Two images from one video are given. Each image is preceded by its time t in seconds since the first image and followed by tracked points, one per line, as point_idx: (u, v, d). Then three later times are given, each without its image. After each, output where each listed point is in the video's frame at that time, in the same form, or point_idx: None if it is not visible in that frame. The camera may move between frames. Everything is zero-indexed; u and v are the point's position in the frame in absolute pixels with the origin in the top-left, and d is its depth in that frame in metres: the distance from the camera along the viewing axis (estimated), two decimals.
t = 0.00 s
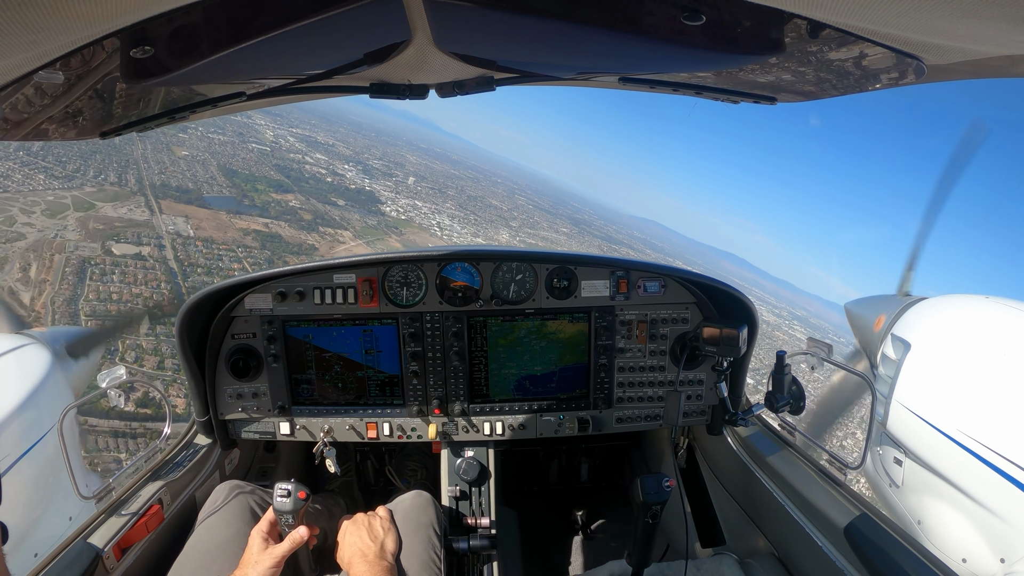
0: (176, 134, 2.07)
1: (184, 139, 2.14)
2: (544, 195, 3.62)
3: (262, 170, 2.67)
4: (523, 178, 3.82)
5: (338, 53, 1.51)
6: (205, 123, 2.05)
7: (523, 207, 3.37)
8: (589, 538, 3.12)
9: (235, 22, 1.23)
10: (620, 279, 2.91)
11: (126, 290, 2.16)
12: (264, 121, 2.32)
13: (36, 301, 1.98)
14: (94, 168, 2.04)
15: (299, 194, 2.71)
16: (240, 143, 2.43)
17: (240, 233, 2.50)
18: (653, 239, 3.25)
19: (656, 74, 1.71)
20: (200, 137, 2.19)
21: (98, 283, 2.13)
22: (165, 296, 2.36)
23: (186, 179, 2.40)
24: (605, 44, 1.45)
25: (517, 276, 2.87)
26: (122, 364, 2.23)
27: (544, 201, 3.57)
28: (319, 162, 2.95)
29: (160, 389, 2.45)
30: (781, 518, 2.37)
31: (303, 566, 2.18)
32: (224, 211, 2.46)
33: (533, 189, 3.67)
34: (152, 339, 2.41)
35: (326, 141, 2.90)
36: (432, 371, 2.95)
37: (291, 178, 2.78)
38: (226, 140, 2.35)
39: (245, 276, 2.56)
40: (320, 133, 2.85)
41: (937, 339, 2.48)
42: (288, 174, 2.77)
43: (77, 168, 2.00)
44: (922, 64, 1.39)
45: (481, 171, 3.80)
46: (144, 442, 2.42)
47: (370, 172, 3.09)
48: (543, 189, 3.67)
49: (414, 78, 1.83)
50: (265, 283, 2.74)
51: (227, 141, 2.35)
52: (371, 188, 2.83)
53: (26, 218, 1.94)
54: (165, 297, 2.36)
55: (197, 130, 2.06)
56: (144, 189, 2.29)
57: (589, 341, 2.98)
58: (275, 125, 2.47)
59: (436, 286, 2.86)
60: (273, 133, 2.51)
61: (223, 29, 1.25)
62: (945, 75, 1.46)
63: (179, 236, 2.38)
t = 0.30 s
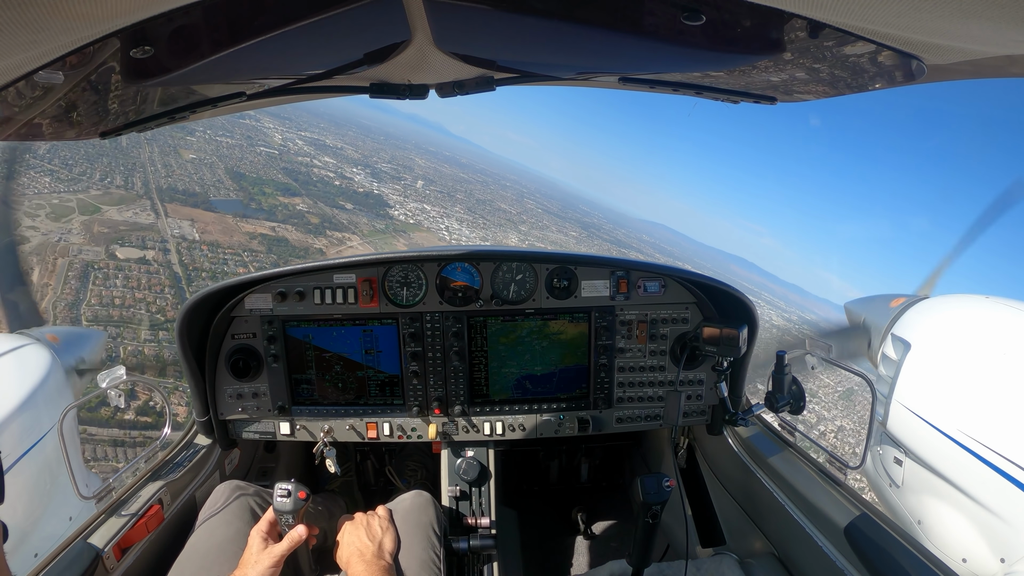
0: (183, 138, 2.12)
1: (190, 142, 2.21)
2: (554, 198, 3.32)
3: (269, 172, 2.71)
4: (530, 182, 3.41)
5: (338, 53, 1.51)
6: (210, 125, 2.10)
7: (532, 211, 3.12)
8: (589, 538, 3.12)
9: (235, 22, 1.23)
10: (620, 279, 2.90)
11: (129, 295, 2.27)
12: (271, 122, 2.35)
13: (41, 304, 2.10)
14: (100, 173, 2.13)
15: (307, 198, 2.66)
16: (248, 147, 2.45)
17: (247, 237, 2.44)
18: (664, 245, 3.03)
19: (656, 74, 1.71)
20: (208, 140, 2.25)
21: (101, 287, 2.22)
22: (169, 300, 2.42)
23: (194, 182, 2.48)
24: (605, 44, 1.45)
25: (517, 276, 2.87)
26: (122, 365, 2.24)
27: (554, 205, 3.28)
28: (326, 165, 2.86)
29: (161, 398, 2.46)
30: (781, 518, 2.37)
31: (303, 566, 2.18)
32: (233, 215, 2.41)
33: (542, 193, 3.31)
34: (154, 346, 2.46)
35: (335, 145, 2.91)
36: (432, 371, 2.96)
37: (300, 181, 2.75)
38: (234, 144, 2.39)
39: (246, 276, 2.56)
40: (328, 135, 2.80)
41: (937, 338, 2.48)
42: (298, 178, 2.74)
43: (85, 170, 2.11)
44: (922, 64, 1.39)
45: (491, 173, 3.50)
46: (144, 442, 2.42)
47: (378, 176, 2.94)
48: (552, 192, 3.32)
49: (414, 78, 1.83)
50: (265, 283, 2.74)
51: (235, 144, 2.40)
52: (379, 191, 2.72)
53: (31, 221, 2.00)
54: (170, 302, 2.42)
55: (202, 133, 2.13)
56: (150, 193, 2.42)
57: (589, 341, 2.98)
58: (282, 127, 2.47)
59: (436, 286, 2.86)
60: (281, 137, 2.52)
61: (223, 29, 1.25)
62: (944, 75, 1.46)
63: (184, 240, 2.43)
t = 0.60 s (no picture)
0: (190, 141, 2.29)
1: (198, 145, 2.36)
2: (562, 204, 3.58)
3: (280, 176, 2.85)
4: (539, 186, 3.75)
5: (338, 53, 1.51)
6: (217, 128, 2.25)
7: (542, 215, 3.35)
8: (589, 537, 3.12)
9: (235, 22, 1.23)
10: (620, 279, 2.91)
11: (132, 300, 2.31)
12: (278, 126, 2.57)
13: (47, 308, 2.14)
14: (106, 174, 2.06)
15: (314, 202, 2.79)
16: (258, 150, 2.63)
17: (253, 241, 2.50)
18: (671, 247, 3.14)
19: (655, 74, 1.71)
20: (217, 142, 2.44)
21: (104, 291, 2.27)
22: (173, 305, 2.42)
23: (201, 185, 2.58)
24: (604, 44, 1.45)
25: (517, 276, 2.87)
26: (122, 365, 2.19)
27: (563, 209, 3.52)
28: (334, 170, 3.05)
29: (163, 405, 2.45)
30: (782, 518, 2.37)
31: (303, 566, 2.18)
32: (239, 218, 2.50)
33: (551, 199, 3.61)
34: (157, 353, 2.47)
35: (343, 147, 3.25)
36: (432, 371, 2.96)
37: (308, 185, 2.86)
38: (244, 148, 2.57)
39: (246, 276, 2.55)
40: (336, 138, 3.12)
41: (937, 338, 2.48)
42: (306, 182, 2.86)
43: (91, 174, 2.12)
44: (922, 64, 1.39)
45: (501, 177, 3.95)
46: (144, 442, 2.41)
47: (387, 181, 3.11)
48: (561, 198, 3.62)
49: (414, 78, 1.83)
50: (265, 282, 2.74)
51: (242, 148, 2.56)
52: (388, 196, 2.86)
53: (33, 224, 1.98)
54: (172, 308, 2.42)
55: (211, 135, 2.30)
56: (156, 196, 2.50)
57: (589, 341, 2.98)
58: (290, 131, 2.66)
59: (436, 286, 2.86)
60: (290, 141, 2.71)
61: (223, 29, 1.25)
62: (944, 75, 1.46)
63: (189, 244, 2.45)
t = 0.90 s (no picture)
0: (198, 142, 2.39)
1: (207, 147, 2.45)
2: (570, 206, 3.66)
3: (286, 179, 2.89)
4: (549, 190, 3.82)
5: (338, 53, 1.51)
6: (224, 129, 2.35)
7: (551, 218, 3.39)
8: (589, 537, 3.12)
9: (235, 22, 1.23)
10: (619, 279, 2.90)
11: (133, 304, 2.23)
12: (287, 127, 2.75)
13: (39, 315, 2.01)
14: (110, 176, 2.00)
15: (322, 205, 2.82)
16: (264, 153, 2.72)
17: (259, 244, 2.53)
18: (680, 250, 3.15)
19: (655, 74, 1.71)
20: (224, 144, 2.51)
21: (106, 295, 2.13)
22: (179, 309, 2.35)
23: (207, 188, 2.56)
24: (604, 44, 1.45)
25: (517, 276, 2.87)
26: (122, 364, 2.20)
27: (572, 213, 3.57)
28: (344, 173, 3.14)
29: (161, 413, 2.44)
30: (782, 518, 2.37)
31: (303, 566, 2.17)
32: (247, 222, 2.52)
33: (559, 201, 3.71)
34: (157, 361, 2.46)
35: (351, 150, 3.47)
36: (432, 371, 2.95)
37: (316, 188, 2.92)
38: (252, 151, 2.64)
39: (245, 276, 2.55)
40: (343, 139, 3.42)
41: (937, 338, 2.48)
42: (313, 184, 2.93)
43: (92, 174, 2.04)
44: (922, 64, 1.39)
45: (510, 179, 3.96)
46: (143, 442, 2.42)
47: (395, 183, 3.17)
48: (571, 201, 3.70)
49: (414, 78, 1.83)
50: (265, 282, 2.74)
51: (252, 150, 2.62)
52: (395, 199, 2.93)
53: (37, 227, 2.03)
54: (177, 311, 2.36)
55: (218, 138, 2.40)
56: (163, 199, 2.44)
57: (590, 341, 2.98)
58: (299, 134, 2.85)
59: (436, 286, 2.86)
60: (297, 143, 2.79)
61: (223, 30, 1.25)
62: (944, 74, 1.46)
63: (195, 246, 2.41)
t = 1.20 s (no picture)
0: (205, 145, 2.47)
1: (213, 150, 2.52)
2: (578, 211, 3.60)
3: (294, 182, 2.89)
4: (558, 193, 3.80)
5: (338, 53, 1.51)
6: (230, 132, 2.43)
7: (557, 221, 3.38)
8: (589, 537, 3.12)
9: (235, 22, 1.23)
10: (619, 278, 2.91)
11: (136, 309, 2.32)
12: (295, 130, 2.87)
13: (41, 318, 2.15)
14: (117, 180, 2.30)
15: (329, 209, 2.80)
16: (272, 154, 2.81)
17: (265, 248, 2.53)
18: (687, 255, 3.12)
19: (655, 74, 1.71)
20: (232, 148, 2.58)
21: (110, 299, 2.22)
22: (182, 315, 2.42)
23: (213, 191, 2.64)
24: (604, 44, 1.45)
25: (517, 276, 2.87)
26: (122, 364, 2.23)
27: (580, 217, 3.54)
28: (353, 176, 3.10)
29: (161, 420, 2.48)
30: (782, 518, 2.37)
31: (303, 566, 2.18)
32: (253, 224, 2.49)
33: (567, 206, 3.66)
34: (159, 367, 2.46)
35: (359, 154, 3.44)
36: (432, 371, 2.96)
37: (324, 191, 2.90)
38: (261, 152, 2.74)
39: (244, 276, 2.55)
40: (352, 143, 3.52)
41: (937, 339, 2.48)
42: (321, 187, 2.90)
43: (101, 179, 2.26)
44: (922, 64, 1.39)
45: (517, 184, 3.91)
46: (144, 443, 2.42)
47: (405, 186, 3.13)
48: (578, 204, 3.71)
49: (414, 78, 1.83)
50: (265, 283, 2.74)
51: (259, 152, 2.72)
52: (404, 202, 2.85)
53: (41, 229, 2.15)
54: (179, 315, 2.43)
55: (225, 141, 2.49)
56: (168, 202, 2.49)
57: (589, 340, 2.98)
58: (309, 137, 2.96)
59: (436, 286, 2.86)
60: (306, 146, 2.95)
61: (223, 30, 1.24)
62: (944, 75, 1.46)
63: (201, 250, 2.41)
